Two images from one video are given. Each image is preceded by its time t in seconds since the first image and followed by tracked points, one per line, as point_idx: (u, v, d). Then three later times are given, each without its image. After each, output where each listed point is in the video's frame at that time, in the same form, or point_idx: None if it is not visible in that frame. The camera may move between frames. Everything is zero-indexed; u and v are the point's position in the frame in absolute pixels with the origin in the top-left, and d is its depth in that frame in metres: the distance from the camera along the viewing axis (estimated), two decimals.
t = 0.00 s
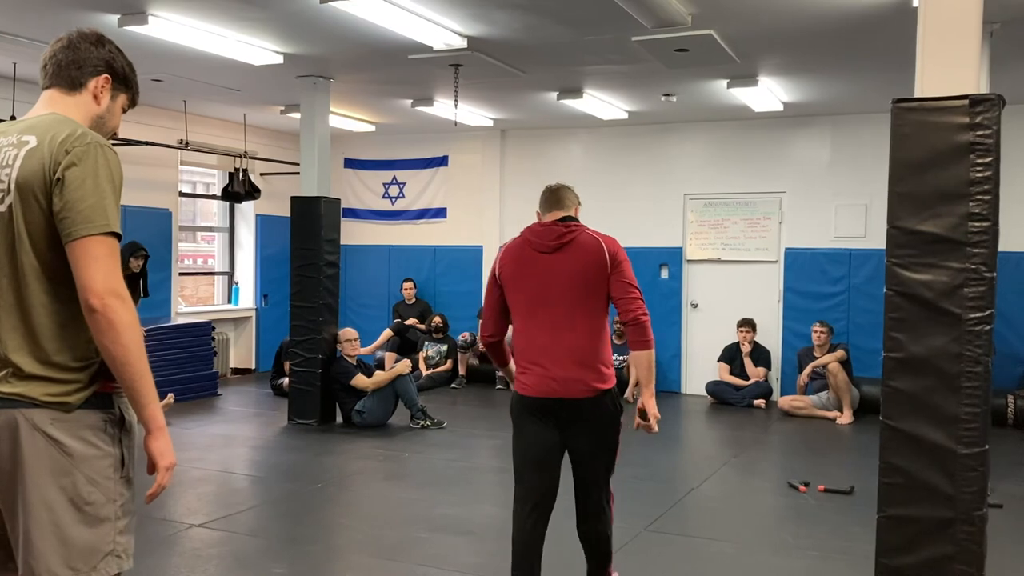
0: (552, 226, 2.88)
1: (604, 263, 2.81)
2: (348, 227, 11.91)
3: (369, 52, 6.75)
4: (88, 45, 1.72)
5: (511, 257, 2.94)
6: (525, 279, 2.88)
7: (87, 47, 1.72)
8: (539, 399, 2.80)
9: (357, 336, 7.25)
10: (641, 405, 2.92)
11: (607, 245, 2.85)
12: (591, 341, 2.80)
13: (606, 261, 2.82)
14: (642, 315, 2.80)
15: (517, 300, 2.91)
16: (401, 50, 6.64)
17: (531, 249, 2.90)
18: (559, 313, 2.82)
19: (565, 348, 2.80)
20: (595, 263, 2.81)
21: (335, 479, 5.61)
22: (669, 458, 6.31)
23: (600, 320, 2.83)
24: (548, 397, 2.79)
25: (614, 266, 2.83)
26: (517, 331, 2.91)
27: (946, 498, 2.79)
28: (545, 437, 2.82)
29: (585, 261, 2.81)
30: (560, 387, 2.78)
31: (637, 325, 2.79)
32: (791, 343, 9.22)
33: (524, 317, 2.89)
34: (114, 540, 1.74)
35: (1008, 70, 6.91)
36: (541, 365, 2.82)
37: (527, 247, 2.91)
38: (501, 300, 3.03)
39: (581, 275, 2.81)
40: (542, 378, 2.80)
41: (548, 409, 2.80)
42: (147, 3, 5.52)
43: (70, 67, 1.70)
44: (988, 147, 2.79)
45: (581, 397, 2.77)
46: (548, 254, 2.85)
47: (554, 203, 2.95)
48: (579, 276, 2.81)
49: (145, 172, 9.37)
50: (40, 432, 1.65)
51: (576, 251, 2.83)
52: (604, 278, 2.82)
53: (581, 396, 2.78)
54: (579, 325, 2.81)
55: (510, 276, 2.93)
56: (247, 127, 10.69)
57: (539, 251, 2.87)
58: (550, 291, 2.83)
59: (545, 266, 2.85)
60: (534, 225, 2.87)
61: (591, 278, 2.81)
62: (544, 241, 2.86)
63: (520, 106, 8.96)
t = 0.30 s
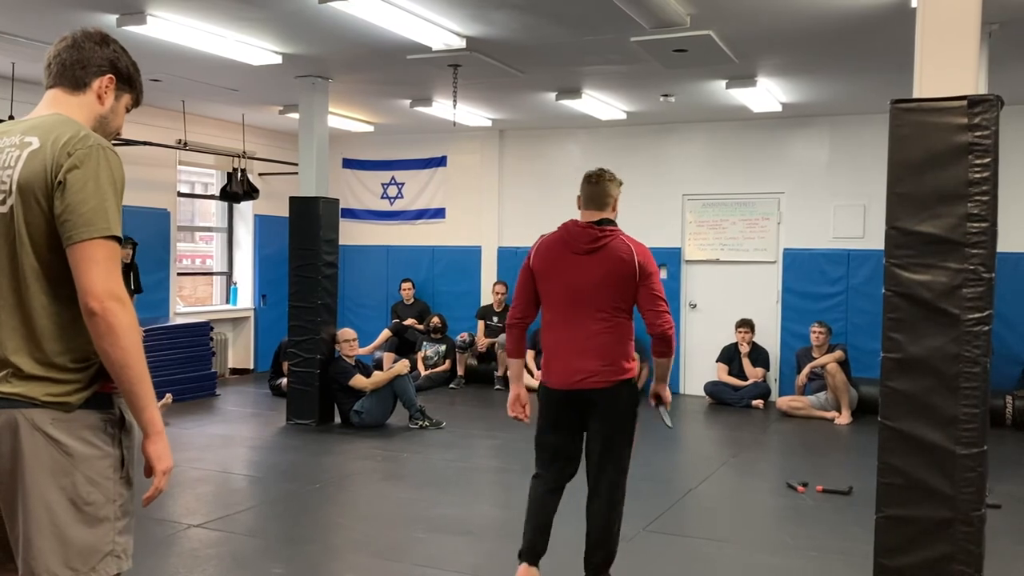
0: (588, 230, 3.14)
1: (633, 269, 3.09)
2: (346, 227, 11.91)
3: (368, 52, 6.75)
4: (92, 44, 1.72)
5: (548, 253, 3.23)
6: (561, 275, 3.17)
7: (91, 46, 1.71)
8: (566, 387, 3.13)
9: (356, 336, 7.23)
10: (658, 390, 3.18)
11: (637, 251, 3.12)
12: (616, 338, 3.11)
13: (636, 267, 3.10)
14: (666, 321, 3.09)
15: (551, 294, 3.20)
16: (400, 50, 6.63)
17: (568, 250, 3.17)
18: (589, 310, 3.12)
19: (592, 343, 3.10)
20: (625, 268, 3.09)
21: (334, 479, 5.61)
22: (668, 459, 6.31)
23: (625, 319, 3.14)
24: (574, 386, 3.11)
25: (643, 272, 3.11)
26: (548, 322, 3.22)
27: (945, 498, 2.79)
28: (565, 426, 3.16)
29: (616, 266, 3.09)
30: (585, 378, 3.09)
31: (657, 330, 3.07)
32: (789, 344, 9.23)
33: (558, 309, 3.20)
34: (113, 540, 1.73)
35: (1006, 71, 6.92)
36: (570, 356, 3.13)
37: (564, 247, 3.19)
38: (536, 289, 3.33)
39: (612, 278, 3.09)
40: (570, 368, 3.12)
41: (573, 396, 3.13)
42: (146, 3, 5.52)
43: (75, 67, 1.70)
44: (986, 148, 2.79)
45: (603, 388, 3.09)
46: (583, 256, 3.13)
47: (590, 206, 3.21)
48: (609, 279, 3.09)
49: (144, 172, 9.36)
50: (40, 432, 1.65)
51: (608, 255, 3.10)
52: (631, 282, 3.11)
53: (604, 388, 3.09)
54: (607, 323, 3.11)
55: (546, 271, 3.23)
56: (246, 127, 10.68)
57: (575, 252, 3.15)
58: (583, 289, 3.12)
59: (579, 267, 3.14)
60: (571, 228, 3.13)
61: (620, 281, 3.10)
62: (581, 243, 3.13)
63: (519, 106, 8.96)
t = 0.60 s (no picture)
0: (597, 234, 3.27)
1: (639, 271, 3.20)
2: (345, 227, 11.91)
3: (366, 53, 6.75)
4: (101, 41, 1.72)
5: (560, 255, 3.37)
6: (571, 276, 3.31)
7: (99, 43, 1.71)
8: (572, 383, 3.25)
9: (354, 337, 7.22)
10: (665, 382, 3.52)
11: (645, 255, 3.24)
12: (622, 337, 3.21)
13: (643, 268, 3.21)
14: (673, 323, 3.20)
15: (562, 294, 3.34)
16: (398, 50, 6.63)
17: (579, 252, 3.30)
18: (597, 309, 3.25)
19: (599, 341, 3.21)
20: (631, 270, 3.20)
21: (333, 479, 5.61)
22: (667, 459, 6.32)
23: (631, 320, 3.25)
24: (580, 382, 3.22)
25: (649, 273, 3.22)
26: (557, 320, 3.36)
27: (943, 499, 2.80)
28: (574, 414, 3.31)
29: (624, 268, 3.21)
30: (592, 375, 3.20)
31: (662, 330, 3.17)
32: (787, 344, 9.23)
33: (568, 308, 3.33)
34: (122, 541, 1.74)
35: (1004, 72, 6.93)
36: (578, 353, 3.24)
37: (575, 249, 3.32)
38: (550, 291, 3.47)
39: (619, 278, 3.21)
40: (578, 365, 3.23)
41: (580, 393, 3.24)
42: (145, 3, 5.52)
43: (84, 65, 1.70)
44: (984, 149, 2.80)
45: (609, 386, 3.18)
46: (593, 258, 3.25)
47: (600, 210, 3.34)
48: (617, 281, 3.22)
49: (142, 173, 9.36)
50: (52, 433, 1.64)
51: (615, 258, 3.22)
52: (638, 283, 3.22)
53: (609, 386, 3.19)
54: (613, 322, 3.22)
55: (557, 271, 3.37)
56: (244, 127, 10.68)
57: (585, 253, 3.28)
58: (591, 289, 3.25)
59: (588, 268, 3.26)
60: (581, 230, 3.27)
61: (627, 283, 3.22)
62: (590, 246, 3.26)
63: (517, 106, 8.96)
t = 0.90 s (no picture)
0: (589, 233, 3.57)
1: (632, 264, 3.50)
2: (343, 228, 11.90)
3: (364, 53, 6.74)
4: (103, 39, 1.71)
5: (557, 256, 3.65)
6: (571, 275, 3.59)
7: (102, 41, 1.71)
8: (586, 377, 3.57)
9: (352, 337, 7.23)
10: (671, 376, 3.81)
11: (635, 246, 3.54)
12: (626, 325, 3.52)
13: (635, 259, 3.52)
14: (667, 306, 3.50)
15: (565, 293, 3.63)
16: (396, 51, 6.62)
17: (574, 252, 3.59)
18: (600, 303, 3.54)
19: (606, 332, 3.52)
20: (625, 262, 3.51)
21: (331, 480, 5.60)
22: (664, 459, 6.32)
23: (631, 308, 3.54)
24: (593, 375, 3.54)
25: (642, 263, 3.53)
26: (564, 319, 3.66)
27: (940, 499, 2.80)
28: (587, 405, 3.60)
29: (618, 262, 3.51)
30: (604, 364, 3.52)
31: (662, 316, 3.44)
32: (784, 345, 9.24)
33: (571, 307, 3.63)
34: (126, 542, 1.74)
35: (1001, 73, 6.94)
36: (588, 345, 3.56)
37: (570, 251, 3.61)
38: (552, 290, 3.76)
39: (616, 272, 3.51)
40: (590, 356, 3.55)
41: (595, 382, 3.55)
42: (142, 4, 5.51)
43: (88, 65, 1.70)
44: (981, 150, 2.80)
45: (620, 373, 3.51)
46: (587, 257, 3.55)
47: (588, 211, 3.62)
48: (612, 275, 3.52)
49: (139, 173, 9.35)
50: (59, 434, 1.65)
51: (610, 253, 3.52)
52: (632, 273, 3.53)
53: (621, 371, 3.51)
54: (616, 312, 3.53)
55: (556, 274, 3.66)
56: (242, 127, 10.67)
57: (580, 254, 3.58)
58: (592, 285, 3.55)
59: (586, 266, 3.56)
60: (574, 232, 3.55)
61: (622, 274, 3.52)
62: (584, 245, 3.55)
63: (515, 106, 8.95)
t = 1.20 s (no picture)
0: (603, 235, 3.78)
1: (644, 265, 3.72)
2: (340, 228, 11.90)
3: (361, 53, 6.74)
4: (91, 37, 1.71)
5: (573, 256, 3.85)
6: (584, 274, 3.78)
7: (90, 40, 1.70)
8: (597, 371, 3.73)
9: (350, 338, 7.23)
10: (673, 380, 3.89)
11: (647, 247, 3.77)
12: (637, 322, 3.71)
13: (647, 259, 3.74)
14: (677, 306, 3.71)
15: (579, 291, 3.81)
16: (393, 51, 6.62)
17: (588, 253, 3.80)
18: (612, 302, 3.74)
19: (617, 329, 3.71)
20: (637, 262, 3.72)
21: (328, 480, 5.60)
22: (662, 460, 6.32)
23: (641, 307, 3.73)
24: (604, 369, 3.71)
25: (653, 263, 3.75)
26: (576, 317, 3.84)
27: (936, 499, 2.80)
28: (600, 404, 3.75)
29: (631, 263, 3.72)
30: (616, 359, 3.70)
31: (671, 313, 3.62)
32: (782, 345, 9.25)
33: (583, 306, 3.80)
34: (122, 542, 1.74)
35: (998, 74, 6.95)
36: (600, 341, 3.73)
37: (584, 251, 3.81)
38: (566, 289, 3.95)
39: (629, 271, 3.72)
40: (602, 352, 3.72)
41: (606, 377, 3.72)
42: (140, 3, 5.51)
43: (78, 65, 1.69)
44: (977, 150, 2.81)
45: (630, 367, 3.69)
46: (601, 257, 3.75)
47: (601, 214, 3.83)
48: (625, 274, 3.72)
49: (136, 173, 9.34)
50: (55, 434, 1.64)
51: (623, 253, 3.73)
52: (644, 275, 3.74)
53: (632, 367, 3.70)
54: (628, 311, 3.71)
55: (570, 273, 3.85)
56: (239, 128, 10.66)
57: (594, 254, 3.78)
58: (605, 283, 3.74)
59: (599, 265, 3.76)
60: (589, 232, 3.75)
61: (634, 275, 3.72)
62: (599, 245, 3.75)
63: (512, 106, 8.95)
